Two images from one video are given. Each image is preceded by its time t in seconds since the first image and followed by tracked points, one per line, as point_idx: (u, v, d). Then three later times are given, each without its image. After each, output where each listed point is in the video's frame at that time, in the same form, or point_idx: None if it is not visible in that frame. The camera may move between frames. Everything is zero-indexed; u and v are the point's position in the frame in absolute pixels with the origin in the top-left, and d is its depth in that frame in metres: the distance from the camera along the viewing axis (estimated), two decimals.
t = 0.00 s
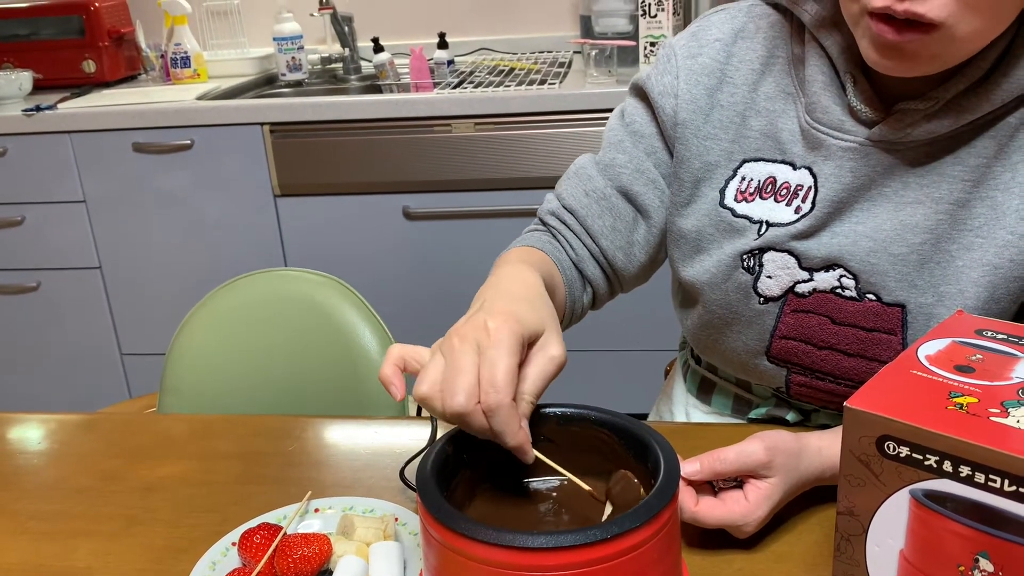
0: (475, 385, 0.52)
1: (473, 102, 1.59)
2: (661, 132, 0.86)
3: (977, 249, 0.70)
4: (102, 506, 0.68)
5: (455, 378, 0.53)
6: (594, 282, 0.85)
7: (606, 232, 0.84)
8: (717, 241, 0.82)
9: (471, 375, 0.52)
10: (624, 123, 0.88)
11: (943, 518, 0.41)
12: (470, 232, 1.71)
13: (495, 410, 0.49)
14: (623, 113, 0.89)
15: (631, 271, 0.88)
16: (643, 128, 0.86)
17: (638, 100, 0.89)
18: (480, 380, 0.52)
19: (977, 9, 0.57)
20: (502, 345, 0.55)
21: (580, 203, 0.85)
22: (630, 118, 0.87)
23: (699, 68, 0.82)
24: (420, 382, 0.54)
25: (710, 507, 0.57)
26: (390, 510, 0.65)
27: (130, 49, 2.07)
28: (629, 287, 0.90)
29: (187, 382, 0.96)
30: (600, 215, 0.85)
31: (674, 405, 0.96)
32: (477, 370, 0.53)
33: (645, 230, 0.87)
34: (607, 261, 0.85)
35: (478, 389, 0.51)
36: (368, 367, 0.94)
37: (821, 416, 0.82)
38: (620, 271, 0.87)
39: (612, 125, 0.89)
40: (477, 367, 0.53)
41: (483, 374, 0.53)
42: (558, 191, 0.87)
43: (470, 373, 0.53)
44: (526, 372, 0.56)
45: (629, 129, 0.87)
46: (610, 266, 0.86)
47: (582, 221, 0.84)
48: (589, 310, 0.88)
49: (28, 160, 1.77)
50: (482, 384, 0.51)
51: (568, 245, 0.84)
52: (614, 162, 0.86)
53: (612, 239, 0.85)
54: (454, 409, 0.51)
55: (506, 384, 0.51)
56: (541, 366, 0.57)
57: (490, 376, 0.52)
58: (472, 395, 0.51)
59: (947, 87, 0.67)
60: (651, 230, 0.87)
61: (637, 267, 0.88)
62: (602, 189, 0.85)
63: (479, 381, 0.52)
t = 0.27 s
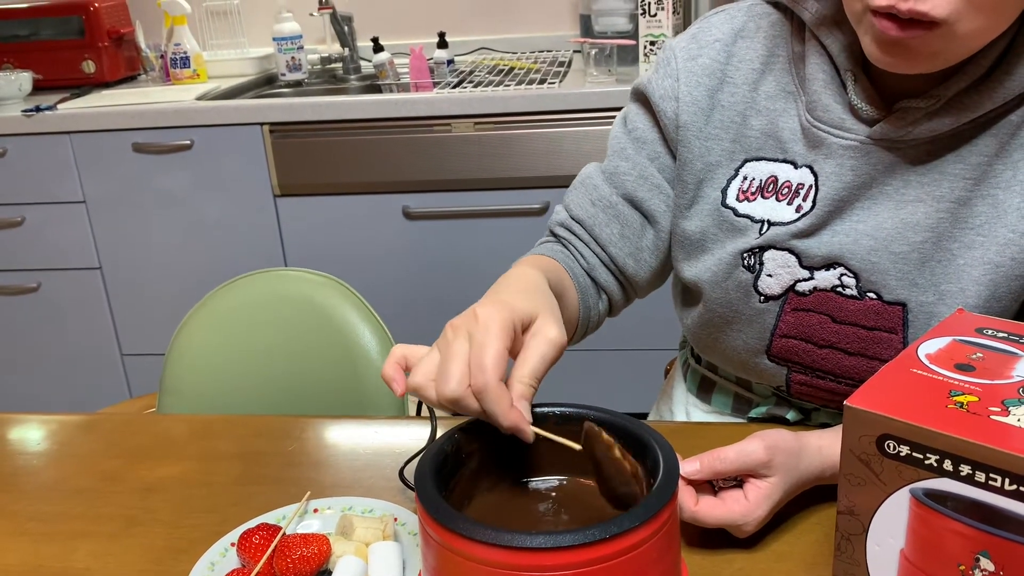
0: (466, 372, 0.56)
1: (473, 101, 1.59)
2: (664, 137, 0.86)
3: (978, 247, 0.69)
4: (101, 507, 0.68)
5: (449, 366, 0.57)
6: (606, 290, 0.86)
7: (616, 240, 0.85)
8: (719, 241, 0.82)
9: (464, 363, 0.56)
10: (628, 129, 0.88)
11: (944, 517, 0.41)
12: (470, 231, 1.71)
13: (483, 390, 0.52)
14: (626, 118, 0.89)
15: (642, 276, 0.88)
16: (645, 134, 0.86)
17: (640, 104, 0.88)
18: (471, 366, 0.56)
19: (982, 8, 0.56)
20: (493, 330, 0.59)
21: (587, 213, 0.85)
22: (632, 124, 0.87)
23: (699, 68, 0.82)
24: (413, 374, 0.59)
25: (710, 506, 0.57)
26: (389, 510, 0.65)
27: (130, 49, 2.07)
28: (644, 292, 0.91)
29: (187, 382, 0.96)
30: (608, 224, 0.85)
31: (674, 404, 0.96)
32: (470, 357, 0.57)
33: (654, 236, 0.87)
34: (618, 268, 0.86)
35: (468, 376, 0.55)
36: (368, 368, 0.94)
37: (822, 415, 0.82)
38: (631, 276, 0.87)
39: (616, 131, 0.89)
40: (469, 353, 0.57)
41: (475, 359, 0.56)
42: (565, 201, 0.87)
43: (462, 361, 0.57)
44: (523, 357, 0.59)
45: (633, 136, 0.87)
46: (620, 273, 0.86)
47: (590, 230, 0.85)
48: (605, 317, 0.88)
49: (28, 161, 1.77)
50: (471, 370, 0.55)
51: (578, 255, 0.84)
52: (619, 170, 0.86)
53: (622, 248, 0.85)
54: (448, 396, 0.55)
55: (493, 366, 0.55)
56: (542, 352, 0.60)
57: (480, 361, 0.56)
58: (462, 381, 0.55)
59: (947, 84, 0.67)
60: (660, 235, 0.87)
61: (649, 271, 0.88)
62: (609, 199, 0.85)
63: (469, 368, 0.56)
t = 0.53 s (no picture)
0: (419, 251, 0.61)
1: (473, 100, 1.59)
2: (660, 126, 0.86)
3: (979, 243, 0.69)
4: (102, 505, 0.68)
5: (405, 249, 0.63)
6: (590, 270, 0.87)
7: (601, 220, 0.86)
8: (718, 236, 0.82)
9: (419, 246, 0.62)
10: (626, 116, 0.88)
11: (943, 514, 0.41)
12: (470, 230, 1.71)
13: (430, 262, 0.58)
14: (625, 106, 0.89)
15: (627, 263, 0.88)
16: (642, 121, 0.87)
17: (639, 94, 0.89)
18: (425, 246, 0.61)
19: None
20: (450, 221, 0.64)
21: (577, 193, 0.86)
22: (630, 112, 0.88)
23: (700, 62, 0.82)
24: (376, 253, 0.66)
25: (710, 503, 0.57)
26: (389, 508, 0.65)
27: (129, 48, 2.07)
28: (631, 278, 0.91)
29: (188, 380, 0.96)
30: (595, 204, 0.86)
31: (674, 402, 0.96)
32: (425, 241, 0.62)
33: (642, 222, 0.87)
34: (603, 251, 0.87)
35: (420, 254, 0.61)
36: (368, 366, 0.94)
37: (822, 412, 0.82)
38: (617, 261, 0.88)
39: (614, 118, 0.90)
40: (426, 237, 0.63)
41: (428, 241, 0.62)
42: (557, 180, 0.88)
43: (417, 243, 0.62)
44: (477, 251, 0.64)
45: (630, 122, 0.87)
46: (606, 256, 0.87)
47: (578, 210, 0.86)
48: (589, 300, 0.89)
49: (28, 160, 1.77)
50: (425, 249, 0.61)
51: (564, 232, 0.86)
52: (613, 154, 0.87)
53: (607, 228, 0.86)
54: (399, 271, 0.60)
55: (442, 242, 0.60)
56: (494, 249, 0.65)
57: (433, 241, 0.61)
58: (414, 258, 0.60)
59: (949, 80, 0.67)
60: (648, 222, 0.87)
61: (635, 258, 0.88)
62: (599, 180, 0.86)
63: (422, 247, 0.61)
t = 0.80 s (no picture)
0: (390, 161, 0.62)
1: (463, 102, 1.59)
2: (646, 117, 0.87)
3: (965, 244, 0.70)
4: (89, 507, 0.68)
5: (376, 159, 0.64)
6: (566, 253, 0.86)
7: (579, 203, 0.85)
8: (704, 234, 0.83)
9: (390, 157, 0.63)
10: (614, 105, 0.88)
11: (928, 514, 0.41)
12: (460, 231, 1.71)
13: (406, 168, 0.60)
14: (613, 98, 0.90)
15: (603, 250, 0.87)
16: (629, 110, 0.87)
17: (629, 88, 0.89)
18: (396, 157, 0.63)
19: None
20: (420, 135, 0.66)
21: (558, 174, 0.85)
22: (618, 102, 0.88)
23: (689, 58, 0.82)
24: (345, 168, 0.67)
25: (697, 504, 0.57)
26: (377, 510, 0.65)
27: (118, 48, 2.06)
28: (604, 266, 0.90)
29: (177, 383, 0.96)
30: (574, 187, 0.85)
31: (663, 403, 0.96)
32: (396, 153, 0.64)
33: (622, 209, 0.87)
34: (580, 235, 0.86)
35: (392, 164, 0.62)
36: (357, 368, 0.94)
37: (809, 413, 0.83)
38: (594, 248, 0.87)
39: (601, 109, 0.90)
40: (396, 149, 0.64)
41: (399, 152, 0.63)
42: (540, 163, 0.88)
43: (389, 154, 0.63)
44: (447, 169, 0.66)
45: (617, 111, 0.88)
46: (582, 241, 0.86)
47: (558, 192, 0.85)
48: (560, 287, 0.88)
49: (15, 160, 1.76)
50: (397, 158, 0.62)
51: (543, 213, 0.85)
52: (598, 140, 0.87)
53: (585, 211, 0.85)
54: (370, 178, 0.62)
55: (416, 150, 0.62)
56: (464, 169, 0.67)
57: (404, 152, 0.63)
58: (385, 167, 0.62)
59: (937, 83, 0.68)
60: (627, 209, 0.87)
61: (611, 246, 0.88)
62: (581, 163, 0.86)
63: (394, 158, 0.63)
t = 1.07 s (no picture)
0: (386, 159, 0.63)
1: (456, 106, 1.59)
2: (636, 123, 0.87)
3: (952, 248, 0.70)
4: (80, 512, 0.68)
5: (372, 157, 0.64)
6: (557, 258, 0.86)
7: (570, 209, 0.85)
8: (694, 239, 0.83)
9: (387, 155, 0.64)
10: (604, 111, 0.89)
11: (915, 517, 0.41)
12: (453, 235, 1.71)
13: (402, 166, 0.60)
14: (603, 104, 0.90)
15: (594, 255, 0.87)
16: (619, 115, 0.87)
17: (619, 94, 0.89)
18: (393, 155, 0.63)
19: None
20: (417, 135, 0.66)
21: (549, 179, 0.85)
22: (609, 108, 0.88)
23: (678, 64, 0.83)
24: (343, 166, 0.67)
25: (687, 508, 0.58)
26: (369, 514, 0.65)
27: (110, 52, 2.06)
28: (595, 272, 0.90)
29: (167, 388, 0.96)
30: (566, 192, 0.85)
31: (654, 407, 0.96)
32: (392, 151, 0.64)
33: (612, 214, 0.87)
34: (571, 240, 0.86)
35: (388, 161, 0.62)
36: (349, 372, 0.94)
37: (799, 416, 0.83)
38: (585, 253, 0.87)
39: (592, 114, 0.90)
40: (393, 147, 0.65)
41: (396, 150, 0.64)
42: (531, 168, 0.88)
43: (386, 152, 0.64)
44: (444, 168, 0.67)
45: (608, 116, 0.88)
46: (573, 247, 0.86)
47: (549, 198, 0.85)
48: (551, 292, 0.88)
49: (6, 164, 1.75)
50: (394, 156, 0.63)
51: (535, 218, 0.85)
52: (589, 145, 0.87)
53: (575, 216, 0.85)
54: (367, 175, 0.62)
55: (411, 149, 0.62)
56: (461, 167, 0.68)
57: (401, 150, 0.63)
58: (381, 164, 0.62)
59: (923, 88, 0.69)
60: (618, 214, 0.87)
61: (602, 251, 0.88)
62: (572, 168, 0.86)
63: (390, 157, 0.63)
